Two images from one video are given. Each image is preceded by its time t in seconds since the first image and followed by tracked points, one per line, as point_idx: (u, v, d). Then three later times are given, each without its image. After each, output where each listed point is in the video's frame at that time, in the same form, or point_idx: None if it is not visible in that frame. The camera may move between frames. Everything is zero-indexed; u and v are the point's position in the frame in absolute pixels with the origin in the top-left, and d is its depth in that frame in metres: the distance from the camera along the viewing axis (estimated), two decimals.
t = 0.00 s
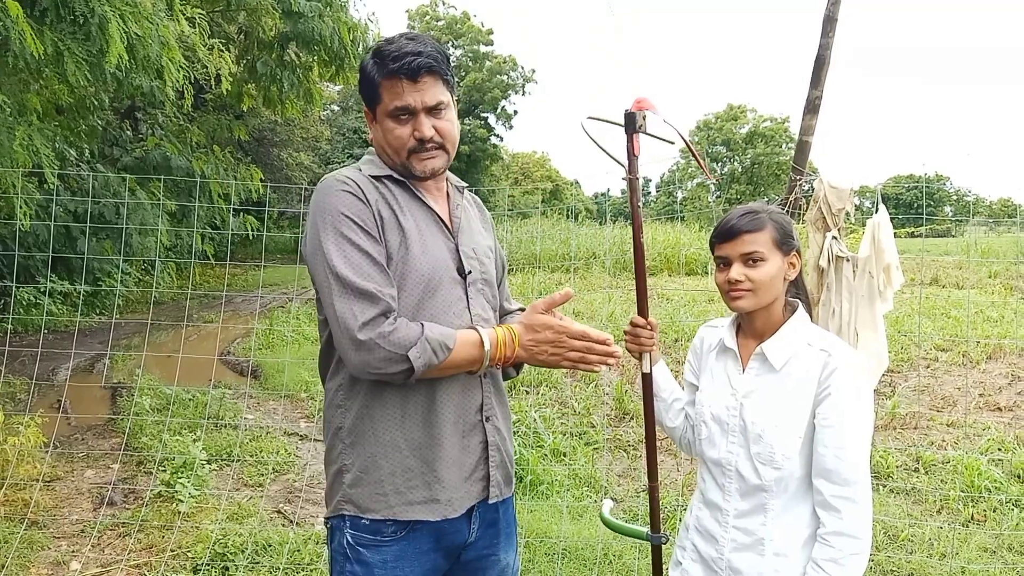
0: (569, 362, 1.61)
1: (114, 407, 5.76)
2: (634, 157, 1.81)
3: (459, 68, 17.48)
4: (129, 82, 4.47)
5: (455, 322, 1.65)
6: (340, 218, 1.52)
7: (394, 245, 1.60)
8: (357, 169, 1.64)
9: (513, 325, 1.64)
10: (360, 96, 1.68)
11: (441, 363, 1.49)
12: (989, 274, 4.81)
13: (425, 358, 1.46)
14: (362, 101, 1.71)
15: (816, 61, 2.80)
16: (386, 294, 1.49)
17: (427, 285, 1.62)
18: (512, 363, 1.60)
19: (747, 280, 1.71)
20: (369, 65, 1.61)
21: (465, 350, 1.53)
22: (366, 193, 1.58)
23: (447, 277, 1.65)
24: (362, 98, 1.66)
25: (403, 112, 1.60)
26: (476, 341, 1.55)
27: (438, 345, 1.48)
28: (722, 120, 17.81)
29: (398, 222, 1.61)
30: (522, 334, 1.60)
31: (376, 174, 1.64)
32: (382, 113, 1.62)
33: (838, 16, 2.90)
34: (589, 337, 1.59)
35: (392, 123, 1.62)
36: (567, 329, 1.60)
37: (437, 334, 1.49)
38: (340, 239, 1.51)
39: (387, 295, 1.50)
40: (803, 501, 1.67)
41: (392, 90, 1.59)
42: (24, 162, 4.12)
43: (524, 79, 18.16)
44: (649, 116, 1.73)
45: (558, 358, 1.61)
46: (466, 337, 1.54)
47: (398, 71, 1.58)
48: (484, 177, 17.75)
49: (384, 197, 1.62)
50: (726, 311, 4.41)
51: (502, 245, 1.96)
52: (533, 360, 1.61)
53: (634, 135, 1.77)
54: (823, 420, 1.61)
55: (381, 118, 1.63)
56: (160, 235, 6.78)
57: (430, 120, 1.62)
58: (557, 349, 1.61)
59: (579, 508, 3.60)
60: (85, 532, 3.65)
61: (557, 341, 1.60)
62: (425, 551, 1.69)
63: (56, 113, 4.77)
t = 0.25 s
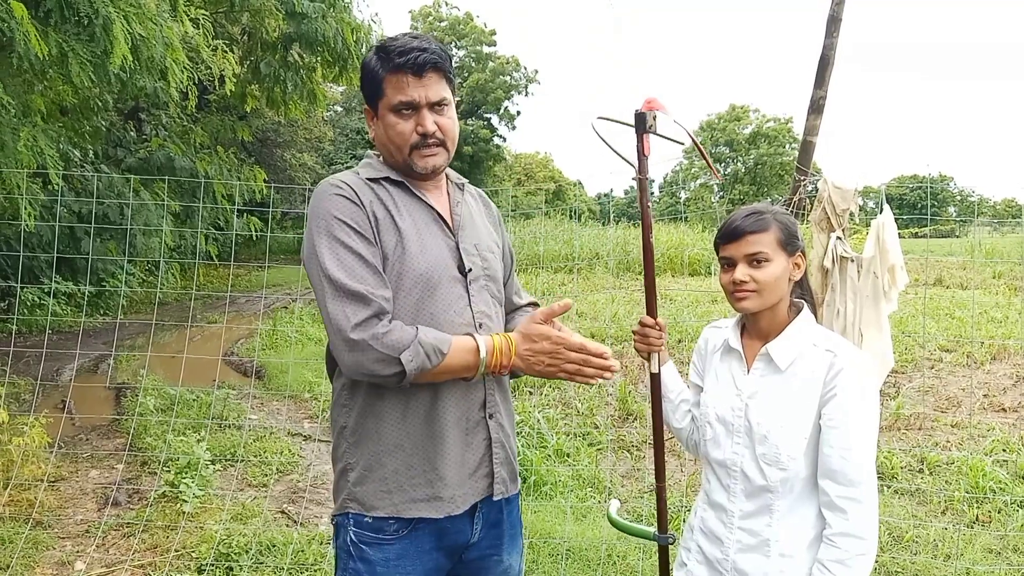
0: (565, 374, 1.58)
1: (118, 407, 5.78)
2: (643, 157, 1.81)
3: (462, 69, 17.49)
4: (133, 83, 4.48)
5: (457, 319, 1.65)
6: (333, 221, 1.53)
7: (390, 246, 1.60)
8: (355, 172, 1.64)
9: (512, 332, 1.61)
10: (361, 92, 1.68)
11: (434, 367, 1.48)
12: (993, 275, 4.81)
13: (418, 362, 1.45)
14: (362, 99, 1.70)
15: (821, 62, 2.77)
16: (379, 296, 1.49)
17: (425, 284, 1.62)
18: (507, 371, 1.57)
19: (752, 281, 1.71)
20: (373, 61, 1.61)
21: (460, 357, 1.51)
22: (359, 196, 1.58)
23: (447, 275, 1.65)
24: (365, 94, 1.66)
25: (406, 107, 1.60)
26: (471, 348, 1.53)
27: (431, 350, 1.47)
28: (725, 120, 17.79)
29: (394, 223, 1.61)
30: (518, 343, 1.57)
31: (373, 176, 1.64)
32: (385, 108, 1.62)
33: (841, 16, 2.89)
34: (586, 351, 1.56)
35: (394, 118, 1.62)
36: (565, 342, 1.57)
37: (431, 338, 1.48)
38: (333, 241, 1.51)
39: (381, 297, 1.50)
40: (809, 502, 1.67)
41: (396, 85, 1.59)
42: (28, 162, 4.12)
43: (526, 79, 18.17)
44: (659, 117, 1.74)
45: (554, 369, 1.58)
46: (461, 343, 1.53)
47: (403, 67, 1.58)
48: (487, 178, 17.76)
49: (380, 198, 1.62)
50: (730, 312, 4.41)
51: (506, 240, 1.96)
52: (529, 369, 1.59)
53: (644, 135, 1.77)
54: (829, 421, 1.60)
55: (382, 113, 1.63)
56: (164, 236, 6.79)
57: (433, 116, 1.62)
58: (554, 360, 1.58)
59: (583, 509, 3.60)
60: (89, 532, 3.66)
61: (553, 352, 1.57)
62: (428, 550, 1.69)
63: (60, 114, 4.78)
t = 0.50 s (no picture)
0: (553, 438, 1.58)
1: (122, 404, 5.79)
2: (653, 154, 1.80)
3: (467, 67, 17.48)
4: (138, 80, 4.49)
5: (461, 313, 1.65)
6: (334, 218, 1.52)
7: (392, 242, 1.60)
8: (357, 168, 1.64)
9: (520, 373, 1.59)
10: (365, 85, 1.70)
11: (432, 386, 1.46)
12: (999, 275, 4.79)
13: (417, 375, 1.43)
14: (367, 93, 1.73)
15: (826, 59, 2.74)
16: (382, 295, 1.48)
17: (427, 278, 1.61)
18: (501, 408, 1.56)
19: (758, 280, 1.71)
20: (378, 54, 1.64)
21: (462, 382, 1.49)
22: (361, 192, 1.58)
23: (451, 268, 1.65)
24: (368, 86, 1.68)
25: (401, 98, 1.61)
26: (476, 379, 1.51)
27: (433, 367, 1.45)
28: (729, 119, 17.77)
29: (396, 219, 1.61)
30: (523, 388, 1.55)
31: (376, 173, 1.64)
32: (382, 99, 1.63)
33: (847, 14, 2.88)
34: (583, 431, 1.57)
35: (389, 109, 1.63)
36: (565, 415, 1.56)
37: (435, 355, 1.46)
38: (335, 238, 1.51)
39: (383, 295, 1.50)
40: (815, 502, 1.67)
41: (395, 76, 1.61)
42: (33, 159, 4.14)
43: (531, 78, 18.15)
44: (669, 115, 1.73)
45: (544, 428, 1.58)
46: (466, 370, 1.50)
47: (405, 59, 1.61)
48: (491, 176, 17.75)
49: (382, 194, 1.62)
50: (734, 311, 4.41)
51: (510, 233, 1.96)
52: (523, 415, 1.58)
53: (654, 133, 1.76)
54: (835, 421, 1.60)
55: (380, 105, 1.64)
56: (169, 232, 6.80)
57: (428, 109, 1.62)
58: (547, 423, 1.57)
59: (586, 508, 3.59)
60: (93, 528, 3.67)
61: (549, 416, 1.57)
62: (432, 547, 1.69)
63: (65, 111, 4.79)
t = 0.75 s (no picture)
0: (562, 351, 1.54)
1: (120, 403, 5.79)
2: (658, 153, 1.80)
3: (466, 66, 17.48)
4: (136, 78, 4.48)
5: (460, 315, 1.65)
6: (326, 221, 1.53)
7: (388, 243, 1.59)
8: (357, 170, 1.64)
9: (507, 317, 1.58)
10: (388, 79, 1.62)
11: (419, 361, 1.48)
12: (997, 275, 4.80)
13: (399, 358, 1.45)
14: (383, 87, 1.65)
15: (826, 59, 2.71)
16: (364, 298, 1.49)
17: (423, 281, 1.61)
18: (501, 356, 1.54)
19: (760, 279, 1.71)
20: (411, 51, 1.59)
21: (448, 343, 1.51)
22: (356, 193, 1.58)
23: (450, 271, 1.65)
24: (394, 82, 1.61)
25: (444, 101, 1.59)
26: (460, 335, 1.52)
27: (413, 345, 1.47)
28: (728, 119, 17.77)
29: (392, 220, 1.60)
30: (511, 325, 1.54)
31: (375, 173, 1.64)
32: (420, 98, 1.59)
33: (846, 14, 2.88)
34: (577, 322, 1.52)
35: (429, 111, 1.59)
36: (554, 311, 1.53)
37: (412, 332, 1.47)
38: (325, 241, 1.52)
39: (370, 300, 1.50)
40: (816, 502, 1.67)
41: (438, 78, 1.58)
42: (32, 157, 4.14)
43: (530, 77, 18.14)
44: (675, 113, 1.74)
45: (550, 349, 1.54)
46: (449, 333, 1.52)
47: (447, 62, 1.59)
48: (490, 175, 17.75)
49: (380, 194, 1.61)
50: (733, 311, 4.41)
51: (511, 235, 1.96)
52: (524, 351, 1.54)
53: (659, 132, 1.76)
54: (838, 421, 1.60)
55: (415, 104, 1.60)
56: (167, 231, 6.80)
57: (466, 114, 1.63)
58: (548, 337, 1.53)
59: (585, 507, 3.59)
60: (91, 527, 3.66)
61: (546, 328, 1.53)
62: (432, 546, 1.69)
63: (63, 109, 4.78)
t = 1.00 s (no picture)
0: (517, 424, 1.53)
1: (114, 404, 5.77)
2: (653, 155, 1.80)
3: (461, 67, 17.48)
4: (130, 79, 4.47)
5: (454, 318, 1.65)
6: (312, 226, 1.53)
7: (378, 249, 1.58)
8: (349, 172, 1.64)
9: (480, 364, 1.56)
10: (395, 75, 1.60)
11: (379, 391, 1.47)
12: (990, 277, 4.82)
13: (361, 384, 1.45)
14: (387, 83, 1.62)
15: (819, 61, 2.70)
16: (337, 312, 1.48)
17: (409, 292, 1.60)
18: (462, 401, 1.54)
19: (754, 280, 1.71)
20: (425, 51, 1.59)
21: (414, 379, 1.49)
22: (346, 199, 1.57)
23: (441, 277, 1.64)
24: (404, 78, 1.59)
25: (455, 102, 1.61)
26: (427, 374, 1.50)
27: (377, 372, 1.46)
28: (722, 121, 17.82)
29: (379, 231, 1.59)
30: (480, 377, 1.52)
31: (368, 176, 1.64)
32: (430, 96, 1.59)
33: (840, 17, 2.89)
34: (542, 415, 1.52)
35: (439, 110, 1.60)
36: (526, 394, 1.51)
37: (377, 360, 1.46)
38: (309, 247, 1.52)
39: (345, 313, 1.50)
40: (810, 502, 1.67)
41: (452, 80, 1.60)
42: (25, 158, 4.12)
43: (525, 78, 18.16)
44: (669, 115, 1.74)
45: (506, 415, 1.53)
46: (417, 366, 1.50)
47: (460, 65, 1.62)
48: (485, 176, 17.76)
49: (368, 202, 1.60)
50: (727, 312, 4.42)
51: (506, 237, 1.97)
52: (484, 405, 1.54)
53: (654, 133, 1.77)
54: (832, 422, 1.60)
55: (425, 102, 1.59)
56: (161, 232, 6.78)
57: (474, 117, 1.66)
58: (508, 408, 1.53)
59: (580, 508, 3.59)
60: (84, 529, 3.65)
61: (510, 401, 1.52)
62: (427, 548, 1.69)
63: (57, 109, 4.76)
